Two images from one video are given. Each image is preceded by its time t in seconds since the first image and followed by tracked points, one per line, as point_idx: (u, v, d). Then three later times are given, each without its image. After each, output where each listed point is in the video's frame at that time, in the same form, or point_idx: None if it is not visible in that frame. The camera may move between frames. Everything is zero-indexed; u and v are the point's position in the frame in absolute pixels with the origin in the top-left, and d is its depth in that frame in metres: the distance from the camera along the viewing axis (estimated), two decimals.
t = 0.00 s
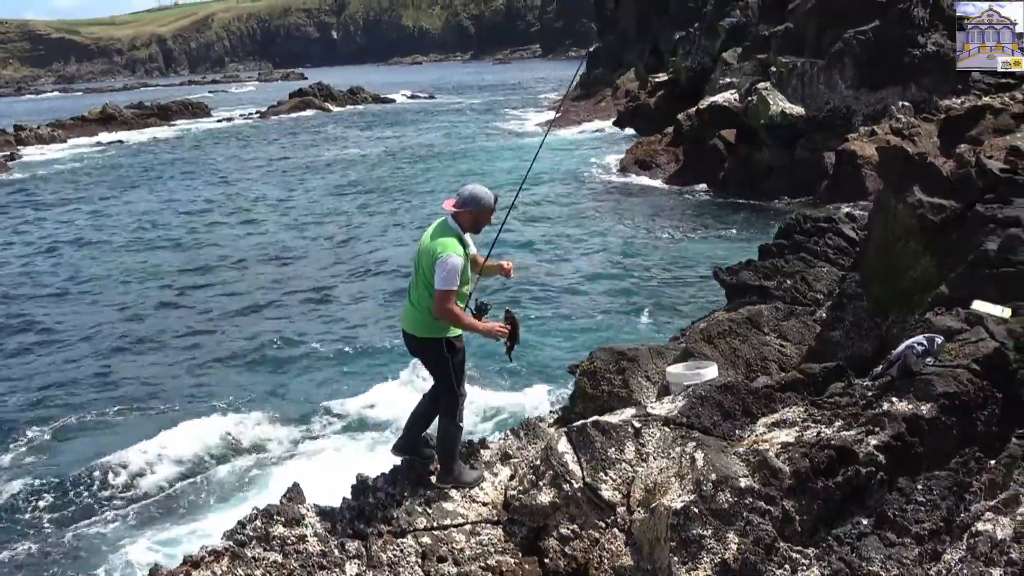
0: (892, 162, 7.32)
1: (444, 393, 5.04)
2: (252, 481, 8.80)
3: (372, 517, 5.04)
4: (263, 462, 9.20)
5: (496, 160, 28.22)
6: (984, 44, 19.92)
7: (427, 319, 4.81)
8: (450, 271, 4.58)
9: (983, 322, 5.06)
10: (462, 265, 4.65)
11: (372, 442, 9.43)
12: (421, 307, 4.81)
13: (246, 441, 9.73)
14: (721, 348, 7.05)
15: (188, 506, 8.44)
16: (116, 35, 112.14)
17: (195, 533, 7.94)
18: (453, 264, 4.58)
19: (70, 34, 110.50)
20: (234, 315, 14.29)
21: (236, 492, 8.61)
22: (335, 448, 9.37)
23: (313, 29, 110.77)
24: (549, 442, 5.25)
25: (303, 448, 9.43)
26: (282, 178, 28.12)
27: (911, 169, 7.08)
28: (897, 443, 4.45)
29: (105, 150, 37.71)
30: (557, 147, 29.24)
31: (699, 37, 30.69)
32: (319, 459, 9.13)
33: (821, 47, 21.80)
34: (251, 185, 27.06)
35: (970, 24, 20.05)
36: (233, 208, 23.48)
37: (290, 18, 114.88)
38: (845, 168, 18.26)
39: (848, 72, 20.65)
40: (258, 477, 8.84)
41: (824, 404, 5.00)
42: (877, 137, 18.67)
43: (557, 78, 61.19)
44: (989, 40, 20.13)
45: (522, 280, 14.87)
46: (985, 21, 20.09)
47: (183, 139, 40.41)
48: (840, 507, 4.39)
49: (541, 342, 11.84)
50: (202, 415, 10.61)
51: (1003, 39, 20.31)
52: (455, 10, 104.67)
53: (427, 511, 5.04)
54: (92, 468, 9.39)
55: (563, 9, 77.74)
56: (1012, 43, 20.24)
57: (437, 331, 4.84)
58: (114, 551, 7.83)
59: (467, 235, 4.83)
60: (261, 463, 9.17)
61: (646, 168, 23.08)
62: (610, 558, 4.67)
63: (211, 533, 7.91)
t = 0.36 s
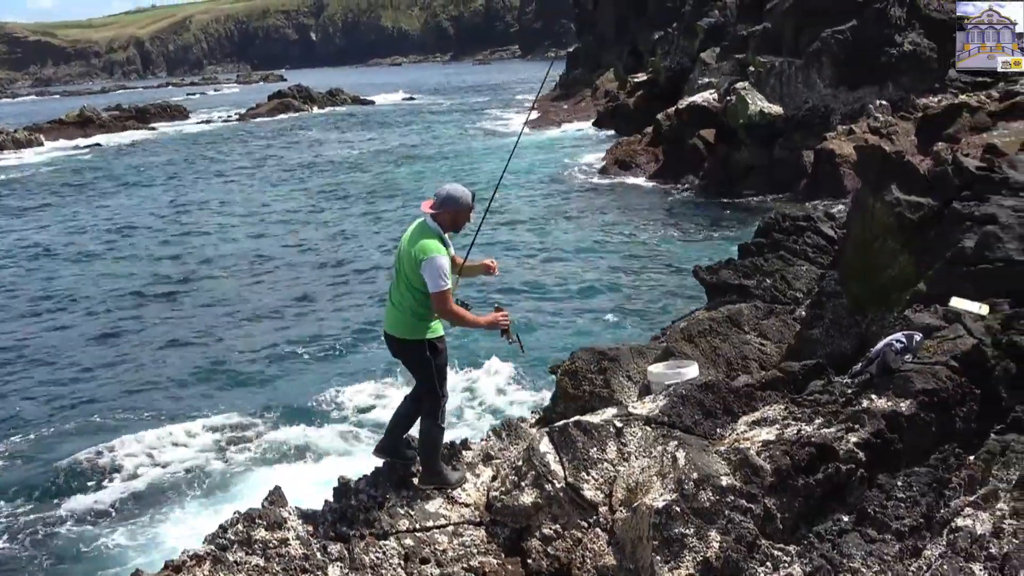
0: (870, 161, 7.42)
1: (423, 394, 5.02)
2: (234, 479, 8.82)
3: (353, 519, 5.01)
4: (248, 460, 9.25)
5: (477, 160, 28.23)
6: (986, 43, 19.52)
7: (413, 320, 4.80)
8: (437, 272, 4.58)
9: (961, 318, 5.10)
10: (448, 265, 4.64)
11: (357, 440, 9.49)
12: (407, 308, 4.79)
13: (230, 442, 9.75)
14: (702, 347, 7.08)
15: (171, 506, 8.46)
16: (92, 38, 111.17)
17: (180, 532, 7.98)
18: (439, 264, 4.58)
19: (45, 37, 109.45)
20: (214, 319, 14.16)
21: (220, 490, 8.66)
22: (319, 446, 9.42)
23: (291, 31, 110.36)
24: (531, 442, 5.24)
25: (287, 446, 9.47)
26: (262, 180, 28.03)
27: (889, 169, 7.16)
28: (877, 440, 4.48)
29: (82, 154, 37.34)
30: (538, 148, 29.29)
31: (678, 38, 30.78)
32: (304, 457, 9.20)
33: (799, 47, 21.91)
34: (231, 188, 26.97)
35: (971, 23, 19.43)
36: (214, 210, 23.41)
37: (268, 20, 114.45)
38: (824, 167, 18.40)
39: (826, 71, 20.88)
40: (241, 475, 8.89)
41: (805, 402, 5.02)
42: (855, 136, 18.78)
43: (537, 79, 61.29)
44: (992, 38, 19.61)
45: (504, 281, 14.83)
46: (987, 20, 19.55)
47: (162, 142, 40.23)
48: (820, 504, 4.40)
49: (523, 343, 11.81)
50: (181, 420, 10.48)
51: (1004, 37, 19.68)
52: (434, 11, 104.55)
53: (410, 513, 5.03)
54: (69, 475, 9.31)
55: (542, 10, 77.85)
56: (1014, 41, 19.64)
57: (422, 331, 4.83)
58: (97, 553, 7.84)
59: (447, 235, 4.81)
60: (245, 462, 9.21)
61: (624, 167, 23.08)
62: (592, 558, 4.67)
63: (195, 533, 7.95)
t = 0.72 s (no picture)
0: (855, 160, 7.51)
1: (408, 393, 4.99)
2: (221, 478, 8.82)
3: (340, 521, 4.99)
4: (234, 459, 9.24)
5: (463, 161, 28.21)
6: (986, 43, 19.65)
7: (397, 319, 4.78)
8: (423, 271, 4.56)
9: (946, 316, 5.12)
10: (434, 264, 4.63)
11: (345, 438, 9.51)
12: (392, 307, 4.78)
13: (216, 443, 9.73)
14: (688, 347, 7.11)
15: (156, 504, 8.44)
16: (74, 40, 110.34)
17: (166, 530, 7.97)
18: (425, 264, 4.57)
19: (26, 38, 108.54)
20: (198, 322, 14.03)
21: (209, 486, 8.68)
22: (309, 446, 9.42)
23: (275, 32, 109.96)
24: (518, 443, 5.23)
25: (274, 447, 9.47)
26: (247, 182, 27.90)
27: (872, 169, 7.21)
28: (863, 438, 4.50)
29: (63, 157, 36.99)
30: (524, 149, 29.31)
31: (662, 38, 30.82)
32: (293, 455, 9.22)
33: (782, 47, 21.91)
34: (215, 190, 26.83)
35: (971, 23, 19.50)
36: (199, 212, 23.27)
37: (252, 20, 113.94)
38: (809, 167, 18.50)
39: (810, 71, 20.87)
40: (227, 474, 8.89)
41: (791, 401, 5.04)
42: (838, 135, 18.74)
43: (522, 80, 61.27)
44: (992, 38, 19.59)
45: (490, 282, 14.77)
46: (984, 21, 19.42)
47: (145, 144, 39.98)
48: (806, 502, 4.41)
49: (511, 345, 11.77)
50: (166, 425, 10.37)
51: (1003, 37, 19.45)
52: (418, 12, 104.45)
53: (397, 515, 5.00)
54: (53, 480, 9.23)
55: (526, 10, 77.82)
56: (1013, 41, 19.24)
57: (407, 330, 4.81)
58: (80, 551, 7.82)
59: (434, 234, 4.79)
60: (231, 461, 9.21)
61: (609, 166, 23.00)
62: (580, 558, 4.65)
63: (181, 531, 7.93)
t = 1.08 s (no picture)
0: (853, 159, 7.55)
1: (405, 393, 4.98)
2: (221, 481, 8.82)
3: (338, 521, 4.99)
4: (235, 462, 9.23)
5: (459, 162, 28.22)
6: (986, 42, 19.41)
7: (394, 321, 4.78)
8: (420, 271, 4.56)
9: (942, 316, 5.12)
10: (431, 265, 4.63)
11: (346, 439, 9.50)
12: (388, 309, 4.77)
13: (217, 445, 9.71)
14: (685, 347, 7.11)
15: (157, 505, 8.46)
16: (70, 40, 110.10)
17: (165, 532, 7.99)
18: (422, 263, 4.56)
19: (22, 39, 108.30)
20: (195, 324, 13.98)
21: (213, 484, 8.74)
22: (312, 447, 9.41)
23: (271, 33, 109.83)
24: (515, 444, 5.24)
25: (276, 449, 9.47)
26: (244, 183, 27.87)
27: (868, 168, 7.22)
28: (860, 438, 4.50)
29: (59, 158, 36.89)
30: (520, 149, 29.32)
31: (659, 38, 30.79)
32: (296, 455, 9.21)
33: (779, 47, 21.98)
34: (211, 191, 26.79)
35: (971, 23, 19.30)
36: (196, 213, 23.24)
37: (248, 21, 113.82)
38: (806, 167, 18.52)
39: (807, 70, 20.93)
40: (228, 478, 8.87)
41: (788, 401, 5.04)
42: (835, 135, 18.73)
43: (518, 80, 61.27)
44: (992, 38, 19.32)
45: (487, 284, 14.72)
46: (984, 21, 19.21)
47: (142, 145, 39.93)
48: (805, 502, 4.41)
49: (509, 346, 11.73)
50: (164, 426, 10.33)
51: (1004, 37, 19.05)
52: (414, 13, 104.49)
53: (395, 516, 4.99)
54: (50, 481, 9.23)
55: (521, 11, 77.83)
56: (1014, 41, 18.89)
57: (405, 331, 4.81)
58: (76, 551, 7.86)
59: (430, 235, 4.79)
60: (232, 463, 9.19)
61: (607, 167, 22.98)
62: (578, 558, 4.65)
63: (182, 533, 7.95)
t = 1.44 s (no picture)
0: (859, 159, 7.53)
1: (408, 393, 4.98)
2: (232, 482, 8.81)
3: (340, 521, 4.98)
4: (247, 463, 9.21)
5: (463, 162, 28.24)
6: (986, 43, 19.84)
7: (394, 321, 4.78)
8: (421, 270, 4.56)
9: (946, 317, 5.12)
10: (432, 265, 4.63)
11: (355, 440, 9.48)
12: (388, 309, 4.78)
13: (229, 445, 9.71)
14: (688, 348, 7.07)
15: (168, 506, 8.45)
16: (74, 40, 110.34)
17: (175, 534, 7.98)
18: (423, 263, 4.57)
19: (27, 39, 108.54)
20: (198, 325, 13.96)
21: (225, 482, 8.81)
22: (324, 447, 9.38)
23: (275, 33, 109.95)
24: (518, 444, 5.23)
25: (286, 449, 9.44)
26: (248, 183, 27.90)
27: (871, 169, 7.21)
28: (863, 440, 4.49)
29: (63, 158, 36.95)
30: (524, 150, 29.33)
31: (662, 39, 30.75)
32: (308, 456, 9.19)
33: (782, 47, 21.87)
34: (216, 191, 26.83)
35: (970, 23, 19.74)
36: (200, 214, 23.28)
37: (252, 21, 113.92)
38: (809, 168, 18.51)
39: (810, 71, 20.85)
40: (240, 479, 8.84)
41: (791, 401, 5.03)
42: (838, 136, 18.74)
43: (522, 81, 61.27)
44: (992, 38, 19.81)
45: (491, 285, 14.70)
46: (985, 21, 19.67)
47: (146, 145, 39.98)
48: (807, 503, 4.40)
49: (512, 348, 11.70)
50: (166, 428, 10.32)
51: (1004, 37, 19.69)
52: (418, 12, 104.52)
53: (398, 515, 4.99)
54: (58, 481, 9.26)
55: (525, 11, 77.79)
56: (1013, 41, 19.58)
57: (405, 331, 4.80)
58: (85, 553, 7.85)
59: (431, 234, 4.79)
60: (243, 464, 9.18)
61: (610, 167, 22.96)
62: (581, 559, 4.68)
63: (192, 531, 7.98)
